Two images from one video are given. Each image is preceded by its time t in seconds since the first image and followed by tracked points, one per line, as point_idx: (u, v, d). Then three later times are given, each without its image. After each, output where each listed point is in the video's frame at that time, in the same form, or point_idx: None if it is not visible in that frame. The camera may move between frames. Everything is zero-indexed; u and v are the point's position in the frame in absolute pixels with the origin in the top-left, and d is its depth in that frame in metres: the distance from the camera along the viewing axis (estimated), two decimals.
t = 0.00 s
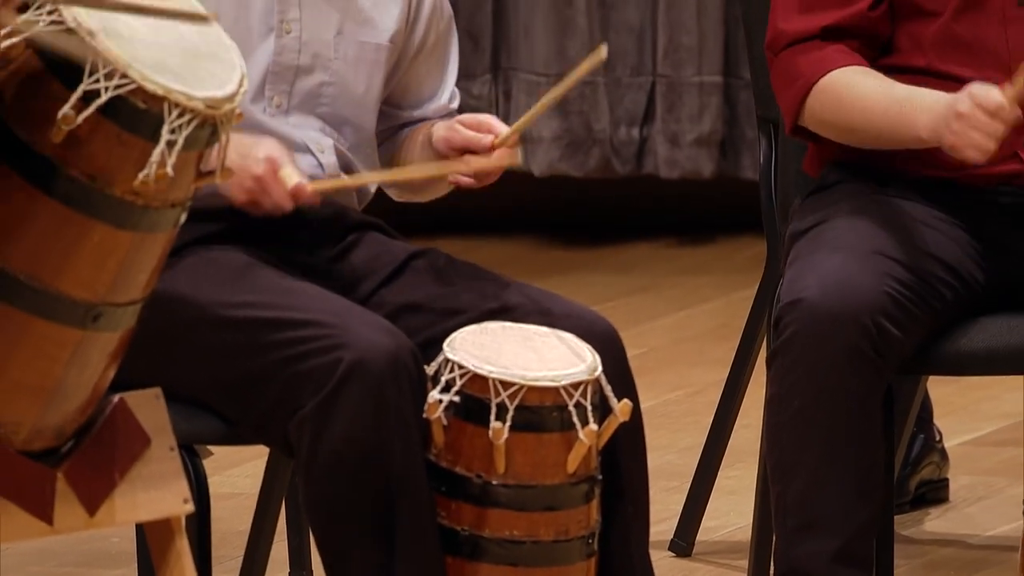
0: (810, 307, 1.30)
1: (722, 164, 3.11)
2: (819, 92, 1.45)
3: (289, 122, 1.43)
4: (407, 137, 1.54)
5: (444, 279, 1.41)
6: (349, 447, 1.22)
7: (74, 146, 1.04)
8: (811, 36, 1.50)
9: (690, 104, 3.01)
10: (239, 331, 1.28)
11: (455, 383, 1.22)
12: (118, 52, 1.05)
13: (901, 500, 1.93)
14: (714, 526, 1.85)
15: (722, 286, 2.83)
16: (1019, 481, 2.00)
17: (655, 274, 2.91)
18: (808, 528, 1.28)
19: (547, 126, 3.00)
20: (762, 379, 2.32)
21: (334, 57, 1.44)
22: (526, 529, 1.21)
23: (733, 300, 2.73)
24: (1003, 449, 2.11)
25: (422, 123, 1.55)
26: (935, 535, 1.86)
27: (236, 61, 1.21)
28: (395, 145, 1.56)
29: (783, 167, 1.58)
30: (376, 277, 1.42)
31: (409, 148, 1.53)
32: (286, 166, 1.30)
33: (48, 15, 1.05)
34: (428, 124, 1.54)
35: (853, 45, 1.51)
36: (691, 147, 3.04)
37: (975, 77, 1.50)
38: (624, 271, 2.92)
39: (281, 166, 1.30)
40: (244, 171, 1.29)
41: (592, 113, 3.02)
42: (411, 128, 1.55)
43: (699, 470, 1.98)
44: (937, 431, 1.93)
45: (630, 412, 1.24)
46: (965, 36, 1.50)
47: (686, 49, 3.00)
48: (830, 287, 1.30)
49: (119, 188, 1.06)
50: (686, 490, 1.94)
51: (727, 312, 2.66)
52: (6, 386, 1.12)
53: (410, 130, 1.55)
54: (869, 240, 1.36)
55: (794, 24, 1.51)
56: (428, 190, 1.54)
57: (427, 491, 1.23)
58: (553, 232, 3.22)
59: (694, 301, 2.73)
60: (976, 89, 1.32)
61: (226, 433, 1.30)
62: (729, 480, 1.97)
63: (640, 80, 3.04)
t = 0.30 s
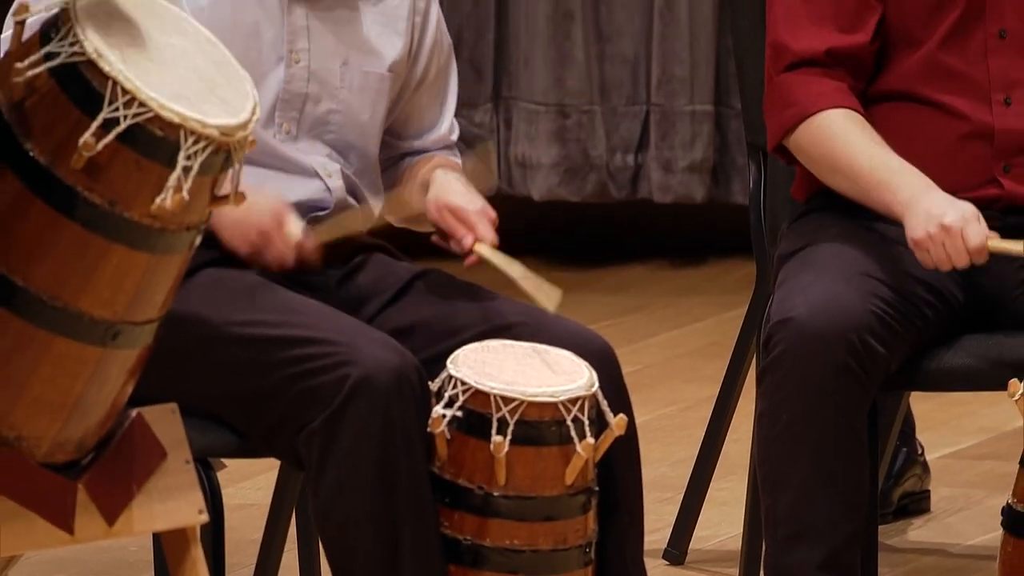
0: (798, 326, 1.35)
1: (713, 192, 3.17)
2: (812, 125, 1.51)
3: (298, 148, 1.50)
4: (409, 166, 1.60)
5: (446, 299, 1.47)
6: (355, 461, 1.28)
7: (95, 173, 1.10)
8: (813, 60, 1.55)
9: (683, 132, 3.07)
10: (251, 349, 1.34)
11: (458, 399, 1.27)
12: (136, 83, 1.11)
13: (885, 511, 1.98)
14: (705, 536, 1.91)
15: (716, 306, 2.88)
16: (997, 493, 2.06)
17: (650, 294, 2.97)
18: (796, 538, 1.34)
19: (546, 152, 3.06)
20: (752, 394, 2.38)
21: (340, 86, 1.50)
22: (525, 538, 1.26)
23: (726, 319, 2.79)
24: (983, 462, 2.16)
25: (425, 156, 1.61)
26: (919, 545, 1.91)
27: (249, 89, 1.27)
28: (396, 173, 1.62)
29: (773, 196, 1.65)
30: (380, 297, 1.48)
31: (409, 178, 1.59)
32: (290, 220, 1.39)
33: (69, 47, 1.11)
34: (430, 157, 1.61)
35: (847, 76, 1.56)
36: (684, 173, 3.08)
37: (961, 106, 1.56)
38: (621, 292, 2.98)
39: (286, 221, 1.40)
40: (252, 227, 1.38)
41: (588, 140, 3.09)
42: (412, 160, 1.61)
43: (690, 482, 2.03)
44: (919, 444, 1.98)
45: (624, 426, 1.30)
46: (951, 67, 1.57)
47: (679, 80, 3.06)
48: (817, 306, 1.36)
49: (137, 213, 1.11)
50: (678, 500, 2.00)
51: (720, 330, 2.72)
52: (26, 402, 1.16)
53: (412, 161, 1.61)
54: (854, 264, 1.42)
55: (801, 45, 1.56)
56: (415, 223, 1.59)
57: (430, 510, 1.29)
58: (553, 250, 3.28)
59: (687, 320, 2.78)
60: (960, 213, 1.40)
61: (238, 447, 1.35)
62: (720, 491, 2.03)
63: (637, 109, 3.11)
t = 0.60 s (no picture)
0: (784, 362, 1.41)
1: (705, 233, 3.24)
2: (798, 167, 1.58)
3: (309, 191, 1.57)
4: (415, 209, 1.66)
5: (448, 336, 1.53)
6: (362, 490, 1.34)
7: (112, 216, 1.15)
8: (793, 110, 1.62)
9: (674, 176, 3.15)
10: (261, 385, 1.40)
11: (461, 431, 1.33)
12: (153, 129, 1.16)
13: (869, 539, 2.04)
14: (697, 564, 1.96)
15: (707, 343, 2.95)
16: (976, 521, 2.12)
17: (644, 332, 3.03)
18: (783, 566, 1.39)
19: (546, 196, 3.13)
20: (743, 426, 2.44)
21: (348, 129, 1.57)
22: (525, 565, 1.30)
23: (717, 355, 2.85)
24: (961, 492, 2.22)
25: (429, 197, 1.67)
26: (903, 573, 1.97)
27: (260, 133, 1.30)
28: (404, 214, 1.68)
29: (762, 238, 1.73)
30: (387, 333, 1.54)
31: (416, 221, 1.65)
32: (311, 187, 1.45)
33: (89, 95, 1.17)
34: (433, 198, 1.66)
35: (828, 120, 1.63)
36: (676, 216, 3.17)
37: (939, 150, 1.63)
38: (616, 329, 3.04)
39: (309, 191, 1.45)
40: (274, 201, 1.44)
41: (586, 184, 3.15)
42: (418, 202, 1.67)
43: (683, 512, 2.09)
44: (902, 475, 2.04)
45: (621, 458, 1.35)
46: (924, 114, 1.63)
47: (671, 126, 3.14)
48: (803, 344, 1.42)
49: (153, 254, 1.17)
50: (671, 529, 2.06)
51: (711, 365, 2.78)
52: (45, 435, 1.21)
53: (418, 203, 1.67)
54: (838, 303, 1.49)
55: (777, 97, 1.64)
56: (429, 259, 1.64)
57: (433, 536, 1.35)
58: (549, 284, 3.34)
59: (679, 356, 2.84)
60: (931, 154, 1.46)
61: (250, 477, 1.41)
62: (711, 521, 2.08)
63: (631, 154, 3.18)
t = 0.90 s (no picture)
0: (773, 390, 1.48)
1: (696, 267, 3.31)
2: (780, 201, 1.65)
3: (318, 228, 1.64)
4: (419, 242, 1.75)
5: (451, 364, 1.59)
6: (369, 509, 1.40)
7: (129, 251, 1.20)
8: (776, 143, 1.70)
9: (669, 213, 3.22)
10: (273, 411, 1.47)
11: (463, 456, 1.38)
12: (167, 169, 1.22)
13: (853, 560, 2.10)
14: None
15: (699, 372, 3.01)
16: (956, 542, 2.17)
17: (639, 361, 3.09)
18: None
19: (545, 232, 3.19)
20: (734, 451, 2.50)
21: (358, 170, 1.64)
22: None
23: (709, 384, 2.91)
24: (942, 514, 2.28)
25: (433, 232, 1.76)
26: None
27: (271, 171, 1.37)
28: (407, 248, 1.76)
29: (752, 270, 1.79)
30: (393, 361, 1.60)
31: (420, 254, 1.74)
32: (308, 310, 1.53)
33: (107, 135, 1.21)
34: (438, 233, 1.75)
35: (808, 155, 1.70)
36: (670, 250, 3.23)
37: (923, 187, 1.68)
38: (610, 359, 3.10)
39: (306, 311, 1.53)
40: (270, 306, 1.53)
41: (582, 220, 3.22)
42: (422, 236, 1.75)
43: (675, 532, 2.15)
44: (885, 498, 2.10)
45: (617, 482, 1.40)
46: (912, 150, 1.70)
47: (665, 165, 3.22)
48: (791, 372, 1.49)
49: (169, 286, 1.22)
50: (664, 549, 2.11)
51: (704, 394, 2.84)
52: (65, 459, 1.25)
53: (422, 237, 1.75)
54: (825, 335, 1.55)
55: (762, 132, 1.71)
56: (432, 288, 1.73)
57: (436, 556, 1.41)
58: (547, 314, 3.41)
59: (671, 385, 2.90)
60: (915, 249, 1.53)
61: (261, 501, 1.48)
62: (701, 540, 2.14)
63: (626, 192, 3.25)
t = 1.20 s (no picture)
0: (761, 408, 1.55)
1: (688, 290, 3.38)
2: (772, 226, 1.72)
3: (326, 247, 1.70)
4: (424, 269, 1.80)
5: (454, 382, 1.66)
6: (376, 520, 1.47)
7: (147, 272, 1.25)
8: (770, 163, 1.76)
9: (662, 238, 3.29)
10: (282, 426, 1.53)
11: (466, 471, 1.45)
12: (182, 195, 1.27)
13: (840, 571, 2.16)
14: None
15: (693, 390, 3.07)
16: (938, 553, 2.23)
17: (634, 380, 3.16)
18: None
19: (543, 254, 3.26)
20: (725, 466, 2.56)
21: (363, 192, 1.72)
22: None
23: (702, 402, 2.98)
24: (924, 526, 2.34)
25: (437, 259, 1.81)
26: None
27: (281, 199, 1.42)
28: (411, 274, 1.82)
29: (744, 291, 1.87)
30: (399, 381, 1.67)
31: (424, 281, 1.79)
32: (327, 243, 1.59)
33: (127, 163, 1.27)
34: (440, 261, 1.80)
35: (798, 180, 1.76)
36: (664, 273, 3.30)
37: (903, 213, 1.76)
38: (606, 378, 3.17)
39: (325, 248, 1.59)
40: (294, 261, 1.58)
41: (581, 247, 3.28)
42: (426, 264, 1.81)
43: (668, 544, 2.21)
44: (869, 510, 2.17)
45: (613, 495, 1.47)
46: (896, 174, 1.77)
47: (659, 192, 3.29)
48: (778, 390, 1.56)
49: (185, 306, 1.26)
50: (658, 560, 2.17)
51: (697, 411, 2.91)
52: (84, 473, 1.29)
53: (427, 264, 1.81)
54: (811, 355, 1.62)
55: (764, 150, 1.77)
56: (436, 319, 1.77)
57: (439, 565, 1.47)
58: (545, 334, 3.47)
59: (666, 402, 2.97)
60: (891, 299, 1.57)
61: (273, 512, 1.54)
62: (694, 552, 2.20)
63: (621, 218, 3.32)
